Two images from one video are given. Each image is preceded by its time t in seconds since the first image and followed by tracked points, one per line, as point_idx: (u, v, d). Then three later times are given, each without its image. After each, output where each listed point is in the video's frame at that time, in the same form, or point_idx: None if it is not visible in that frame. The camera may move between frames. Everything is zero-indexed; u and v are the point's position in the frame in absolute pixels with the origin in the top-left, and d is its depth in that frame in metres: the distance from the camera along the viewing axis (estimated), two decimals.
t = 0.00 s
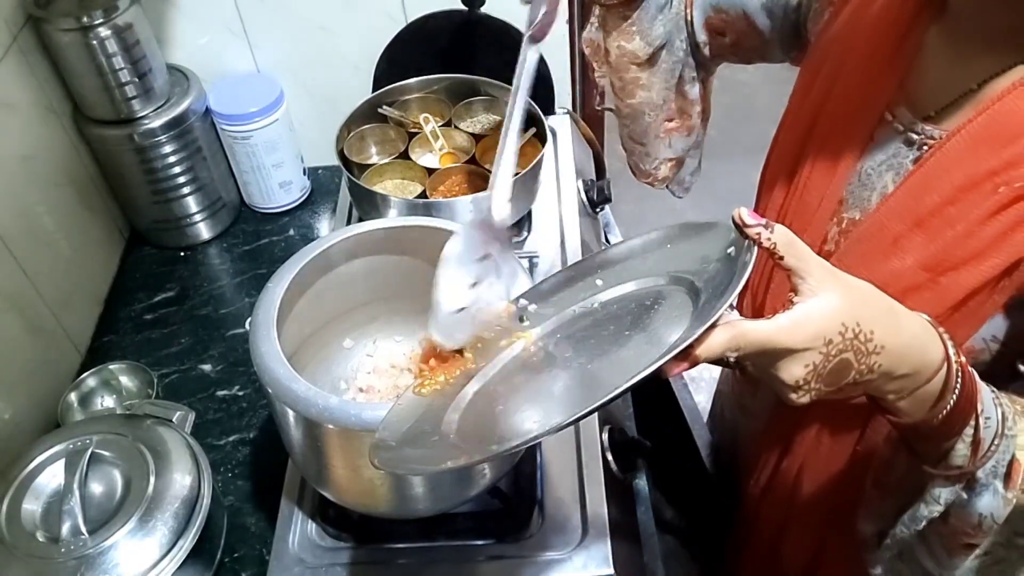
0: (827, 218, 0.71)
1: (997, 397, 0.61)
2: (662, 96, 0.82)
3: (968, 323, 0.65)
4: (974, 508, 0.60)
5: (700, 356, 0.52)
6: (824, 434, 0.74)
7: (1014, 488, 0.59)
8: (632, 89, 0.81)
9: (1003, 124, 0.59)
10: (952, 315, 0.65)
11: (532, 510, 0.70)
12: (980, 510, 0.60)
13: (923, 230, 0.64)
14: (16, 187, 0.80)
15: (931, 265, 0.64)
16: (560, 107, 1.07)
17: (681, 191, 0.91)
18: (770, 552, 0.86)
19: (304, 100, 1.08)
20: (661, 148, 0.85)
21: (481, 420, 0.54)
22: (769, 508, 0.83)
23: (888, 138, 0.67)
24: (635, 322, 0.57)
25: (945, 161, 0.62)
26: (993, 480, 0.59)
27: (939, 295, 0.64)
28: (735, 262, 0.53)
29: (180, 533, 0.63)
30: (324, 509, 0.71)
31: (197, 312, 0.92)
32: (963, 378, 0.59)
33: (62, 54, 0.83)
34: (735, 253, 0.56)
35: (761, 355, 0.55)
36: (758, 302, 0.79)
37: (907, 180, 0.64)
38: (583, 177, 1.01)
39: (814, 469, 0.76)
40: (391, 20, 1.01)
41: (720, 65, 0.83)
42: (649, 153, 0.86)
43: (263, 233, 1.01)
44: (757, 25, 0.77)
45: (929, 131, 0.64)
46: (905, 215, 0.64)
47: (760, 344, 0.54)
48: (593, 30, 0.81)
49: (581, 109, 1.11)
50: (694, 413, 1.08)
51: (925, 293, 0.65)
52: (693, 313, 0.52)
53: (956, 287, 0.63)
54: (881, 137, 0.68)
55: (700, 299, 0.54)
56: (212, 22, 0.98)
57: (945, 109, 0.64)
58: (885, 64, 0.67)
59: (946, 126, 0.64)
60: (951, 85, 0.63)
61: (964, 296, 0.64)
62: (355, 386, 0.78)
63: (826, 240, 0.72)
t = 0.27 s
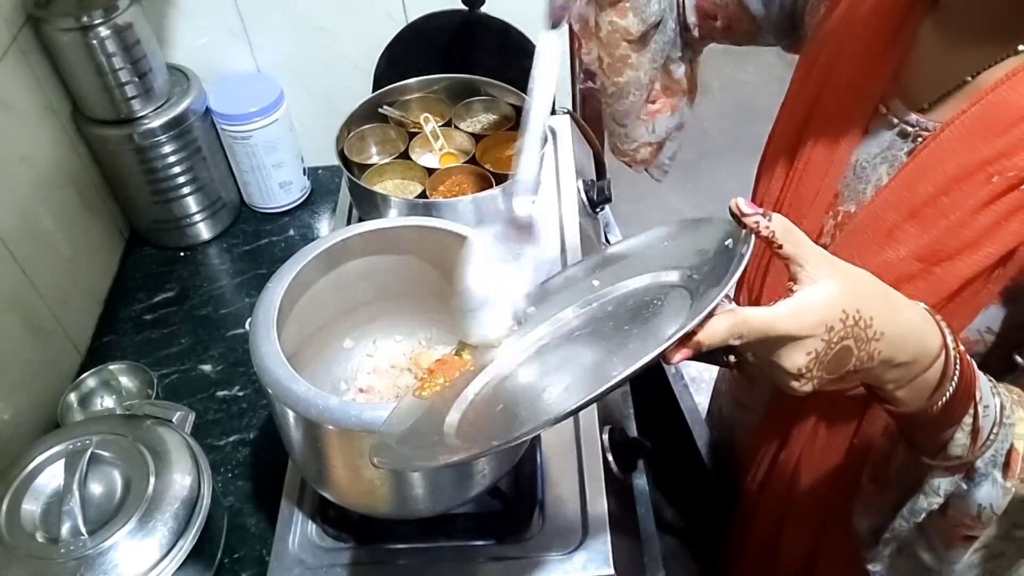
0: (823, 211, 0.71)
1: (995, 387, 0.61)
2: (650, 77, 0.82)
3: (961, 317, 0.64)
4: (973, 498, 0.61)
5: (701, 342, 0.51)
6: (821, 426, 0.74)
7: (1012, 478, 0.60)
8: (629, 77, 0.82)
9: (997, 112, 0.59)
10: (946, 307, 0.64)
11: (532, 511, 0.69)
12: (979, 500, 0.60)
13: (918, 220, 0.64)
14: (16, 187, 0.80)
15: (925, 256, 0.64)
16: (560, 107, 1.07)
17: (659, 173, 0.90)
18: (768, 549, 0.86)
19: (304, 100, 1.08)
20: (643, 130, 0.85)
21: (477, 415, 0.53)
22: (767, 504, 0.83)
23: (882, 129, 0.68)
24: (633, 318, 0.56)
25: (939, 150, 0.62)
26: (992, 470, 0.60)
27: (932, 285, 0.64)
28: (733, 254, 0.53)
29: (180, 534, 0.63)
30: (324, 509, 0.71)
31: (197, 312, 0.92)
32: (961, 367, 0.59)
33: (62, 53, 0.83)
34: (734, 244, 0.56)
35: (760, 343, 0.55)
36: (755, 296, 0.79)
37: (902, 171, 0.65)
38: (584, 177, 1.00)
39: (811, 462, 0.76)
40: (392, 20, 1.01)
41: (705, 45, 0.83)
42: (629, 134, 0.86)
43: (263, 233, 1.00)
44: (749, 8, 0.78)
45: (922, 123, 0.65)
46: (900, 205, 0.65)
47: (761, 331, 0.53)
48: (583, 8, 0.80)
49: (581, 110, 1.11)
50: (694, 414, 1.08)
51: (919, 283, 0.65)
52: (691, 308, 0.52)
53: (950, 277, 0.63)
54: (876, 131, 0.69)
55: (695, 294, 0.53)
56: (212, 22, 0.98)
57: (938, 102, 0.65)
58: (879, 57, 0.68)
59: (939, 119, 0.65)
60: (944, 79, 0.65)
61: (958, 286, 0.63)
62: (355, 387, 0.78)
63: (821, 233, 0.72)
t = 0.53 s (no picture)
0: (822, 210, 0.71)
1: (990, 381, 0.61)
2: (667, 98, 0.83)
3: (961, 315, 0.64)
4: (972, 495, 0.62)
5: (699, 350, 0.51)
6: (823, 425, 0.74)
7: (1010, 475, 0.61)
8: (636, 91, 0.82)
9: (992, 110, 0.59)
10: (945, 304, 0.65)
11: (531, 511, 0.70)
12: (979, 496, 0.61)
13: (916, 219, 0.64)
14: (16, 187, 0.80)
15: (924, 254, 0.64)
16: (560, 107, 1.07)
17: (697, 195, 0.91)
18: (770, 548, 0.86)
19: (304, 101, 1.08)
20: (673, 149, 0.86)
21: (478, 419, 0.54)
22: (768, 502, 0.84)
23: (879, 128, 0.68)
24: (627, 329, 0.57)
25: (936, 149, 0.62)
26: (990, 468, 0.61)
27: (930, 283, 0.64)
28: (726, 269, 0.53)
29: (180, 533, 0.63)
30: (323, 509, 0.71)
31: (197, 312, 0.92)
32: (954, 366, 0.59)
33: (62, 53, 0.83)
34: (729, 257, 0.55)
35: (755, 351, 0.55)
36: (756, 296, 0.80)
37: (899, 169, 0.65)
38: (584, 177, 1.01)
39: (812, 460, 0.76)
40: (392, 20, 1.01)
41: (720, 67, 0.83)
42: (658, 153, 0.87)
43: (263, 233, 1.01)
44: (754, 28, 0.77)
45: (919, 122, 0.65)
46: (898, 204, 0.65)
47: (754, 339, 0.53)
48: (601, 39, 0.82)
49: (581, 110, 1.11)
50: (694, 414, 1.08)
51: (919, 281, 0.65)
52: (681, 321, 0.53)
53: (949, 274, 0.63)
54: (873, 130, 0.69)
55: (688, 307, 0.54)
56: (212, 22, 0.98)
57: (935, 100, 0.65)
58: (875, 56, 0.67)
59: (936, 117, 0.65)
60: (941, 75, 0.64)
61: (957, 284, 0.63)
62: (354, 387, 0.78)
63: (821, 233, 0.72)
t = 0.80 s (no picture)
0: (823, 211, 0.71)
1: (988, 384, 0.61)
2: (667, 110, 0.83)
3: (960, 316, 0.64)
4: (969, 497, 0.62)
5: (696, 349, 0.51)
6: (823, 425, 0.74)
7: (1008, 477, 0.61)
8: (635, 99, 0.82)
9: (994, 110, 0.59)
10: (946, 305, 0.64)
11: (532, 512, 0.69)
12: (975, 498, 0.61)
13: (917, 219, 0.64)
14: (16, 186, 0.80)
15: (925, 254, 0.64)
16: (560, 107, 1.07)
17: (690, 191, 0.91)
18: (770, 548, 0.86)
19: (305, 100, 1.08)
20: (670, 158, 0.86)
21: (478, 426, 0.53)
22: (768, 503, 0.83)
23: (881, 129, 0.68)
24: (623, 330, 0.57)
25: (938, 148, 0.62)
26: (987, 471, 0.61)
27: (932, 284, 0.64)
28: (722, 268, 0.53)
29: (180, 534, 0.63)
30: (323, 509, 0.71)
31: (197, 312, 0.92)
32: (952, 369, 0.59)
33: (63, 53, 0.83)
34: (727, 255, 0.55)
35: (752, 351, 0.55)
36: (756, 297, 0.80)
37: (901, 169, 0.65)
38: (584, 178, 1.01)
39: (812, 461, 0.76)
40: (392, 20, 1.01)
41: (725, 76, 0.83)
42: (656, 164, 0.87)
43: (263, 233, 1.01)
44: (754, 35, 0.78)
45: (921, 123, 0.65)
46: (899, 204, 0.65)
47: (751, 338, 0.53)
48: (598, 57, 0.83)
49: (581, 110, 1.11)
50: (694, 415, 1.08)
51: (920, 282, 0.65)
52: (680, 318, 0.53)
53: (951, 275, 0.63)
54: (874, 131, 0.69)
55: (684, 307, 0.54)
56: (213, 22, 0.98)
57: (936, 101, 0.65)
58: (876, 57, 0.67)
59: (937, 118, 0.65)
60: (942, 77, 0.64)
61: (958, 285, 0.63)
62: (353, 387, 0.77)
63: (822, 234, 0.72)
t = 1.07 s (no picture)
0: (823, 215, 0.71)
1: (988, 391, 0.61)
2: (672, 115, 0.83)
3: (959, 321, 0.64)
4: (968, 503, 0.61)
5: (698, 361, 0.50)
6: (821, 429, 0.74)
7: (1006, 484, 0.60)
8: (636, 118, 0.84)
9: (996, 116, 0.59)
10: (945, 311, 0.64)
11: (532, 512, 0.69)
12: (974, 504, 0.61)
13: (918, 224, 0.64)
14: (17, 186, 0.80)
15: (925, 260, 0.64)
16: (560, 108, 1.07)
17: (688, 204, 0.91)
18: (769, 548, 0.86)
19: (305, 100, 1.08)
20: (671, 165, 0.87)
21: (478, 430, 0.53)
22: (767, 506, 0.83)
23: (881, 134, 0.68)
24: (624, 335, 0.57)
25: (939, 154, 0.62)
26: (985, 478, 0.61)
27: (932, 290, 0.64)
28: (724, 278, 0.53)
29: (180, 534, 0.63)
30: (323, 509, 0.71)
31: (197, 312, 0.92)
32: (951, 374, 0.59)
33: (63, 53, 0.83)
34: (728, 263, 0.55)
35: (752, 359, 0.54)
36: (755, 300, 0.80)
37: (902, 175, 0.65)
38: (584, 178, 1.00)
39: (810, 464, 0.76)
40: (392, 20, 1.01)
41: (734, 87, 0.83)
42: (655, 171, 0.87)
43: (263, 233, 1.00)
44: (757, 39, 0.77)
45: (922, 128, 0.65)
46: (900, 209, 0.64)
47: (755, 350, 0.53)
48: (599, 55, 0.88)
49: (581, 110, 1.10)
50: (694, 415, 1.07)
51: (919, 287, 0.65)
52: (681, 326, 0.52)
53: (951, 281, 0.63)
54: (874, 136, 0.69)
55: (686, 315, 0.53)
56: (213, 21, 0.98)
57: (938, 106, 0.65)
58: (878, 62, 0.67)
59: (938, 123, 0.65)
60: (943, 82, 0.64)
61: (957, 291, 0.63)
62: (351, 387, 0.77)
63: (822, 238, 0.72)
